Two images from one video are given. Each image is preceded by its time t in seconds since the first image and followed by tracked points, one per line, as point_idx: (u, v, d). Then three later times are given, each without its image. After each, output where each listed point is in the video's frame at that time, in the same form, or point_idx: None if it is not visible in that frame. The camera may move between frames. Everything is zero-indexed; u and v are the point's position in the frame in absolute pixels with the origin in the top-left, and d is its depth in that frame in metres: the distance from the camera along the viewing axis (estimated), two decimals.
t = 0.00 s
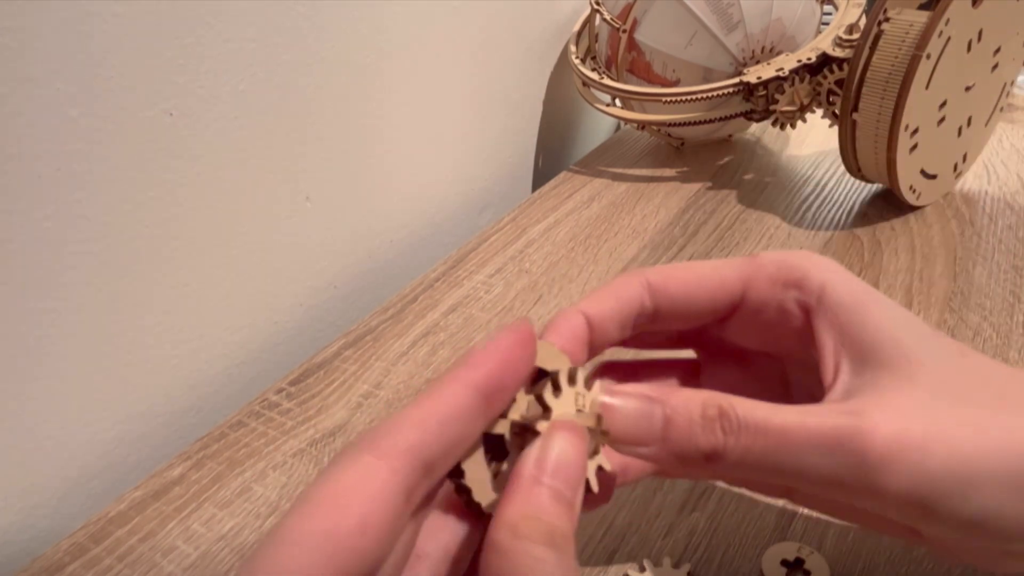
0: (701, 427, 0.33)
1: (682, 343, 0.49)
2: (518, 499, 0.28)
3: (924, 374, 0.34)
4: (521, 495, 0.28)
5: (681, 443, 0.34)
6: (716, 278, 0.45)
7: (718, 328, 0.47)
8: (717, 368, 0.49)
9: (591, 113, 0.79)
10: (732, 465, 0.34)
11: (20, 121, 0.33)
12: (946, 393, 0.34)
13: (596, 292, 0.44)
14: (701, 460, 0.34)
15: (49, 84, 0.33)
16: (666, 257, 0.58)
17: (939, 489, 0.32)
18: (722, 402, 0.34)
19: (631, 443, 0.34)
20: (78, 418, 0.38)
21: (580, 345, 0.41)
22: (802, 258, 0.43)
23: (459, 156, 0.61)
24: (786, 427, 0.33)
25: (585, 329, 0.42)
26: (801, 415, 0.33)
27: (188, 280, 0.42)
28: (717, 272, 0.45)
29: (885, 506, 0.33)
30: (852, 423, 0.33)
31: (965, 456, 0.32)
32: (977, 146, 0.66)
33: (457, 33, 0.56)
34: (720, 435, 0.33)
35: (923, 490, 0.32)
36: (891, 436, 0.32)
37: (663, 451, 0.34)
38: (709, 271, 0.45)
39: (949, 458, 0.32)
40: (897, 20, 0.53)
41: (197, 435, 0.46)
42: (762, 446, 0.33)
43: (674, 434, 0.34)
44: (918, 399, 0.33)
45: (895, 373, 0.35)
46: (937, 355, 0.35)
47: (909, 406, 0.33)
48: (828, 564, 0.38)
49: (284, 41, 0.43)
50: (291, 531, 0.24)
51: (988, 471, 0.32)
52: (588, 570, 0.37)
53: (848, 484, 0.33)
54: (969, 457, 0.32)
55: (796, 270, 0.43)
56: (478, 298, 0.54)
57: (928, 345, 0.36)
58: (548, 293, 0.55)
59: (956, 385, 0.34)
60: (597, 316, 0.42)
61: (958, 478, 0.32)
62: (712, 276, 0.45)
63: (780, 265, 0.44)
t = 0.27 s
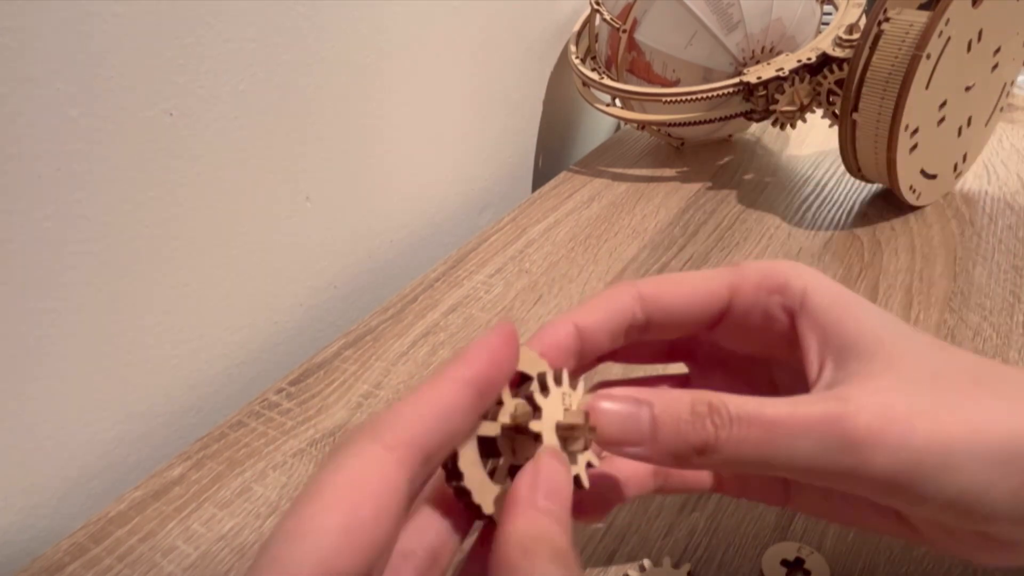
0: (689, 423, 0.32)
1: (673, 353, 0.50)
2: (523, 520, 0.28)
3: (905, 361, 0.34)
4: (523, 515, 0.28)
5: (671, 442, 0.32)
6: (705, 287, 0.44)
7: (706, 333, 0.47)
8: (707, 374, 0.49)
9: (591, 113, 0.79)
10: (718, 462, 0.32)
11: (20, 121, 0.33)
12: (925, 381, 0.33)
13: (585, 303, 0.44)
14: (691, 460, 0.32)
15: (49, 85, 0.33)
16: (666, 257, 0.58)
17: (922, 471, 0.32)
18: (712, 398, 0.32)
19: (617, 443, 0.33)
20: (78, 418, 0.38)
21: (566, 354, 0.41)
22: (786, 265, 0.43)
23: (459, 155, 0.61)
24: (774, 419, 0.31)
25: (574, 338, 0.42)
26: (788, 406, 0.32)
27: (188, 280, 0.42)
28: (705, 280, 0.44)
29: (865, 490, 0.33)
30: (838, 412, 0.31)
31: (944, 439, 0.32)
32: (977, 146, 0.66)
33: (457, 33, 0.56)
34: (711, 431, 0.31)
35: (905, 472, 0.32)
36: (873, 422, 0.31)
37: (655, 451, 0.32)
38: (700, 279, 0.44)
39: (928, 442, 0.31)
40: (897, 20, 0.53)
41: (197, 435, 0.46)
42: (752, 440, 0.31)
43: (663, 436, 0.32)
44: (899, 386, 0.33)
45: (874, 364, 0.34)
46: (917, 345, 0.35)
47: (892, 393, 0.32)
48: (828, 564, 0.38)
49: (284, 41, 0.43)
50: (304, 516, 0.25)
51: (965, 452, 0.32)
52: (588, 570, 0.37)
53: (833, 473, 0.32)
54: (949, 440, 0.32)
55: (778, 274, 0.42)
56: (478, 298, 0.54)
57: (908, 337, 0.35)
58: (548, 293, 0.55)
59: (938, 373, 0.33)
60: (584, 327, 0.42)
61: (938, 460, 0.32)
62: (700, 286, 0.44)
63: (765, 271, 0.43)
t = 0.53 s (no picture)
0: (694, 450, 0.32)
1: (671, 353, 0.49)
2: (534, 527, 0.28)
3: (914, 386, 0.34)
4: (538, 522, 0.28)
5: (675, 468, 0.32)
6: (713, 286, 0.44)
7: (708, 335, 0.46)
8: (708, 372, 0.48)
9: (591, 113, 0.79)
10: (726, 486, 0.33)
11: (20, 121, 0.33)
12: (932, 407, 0.33)
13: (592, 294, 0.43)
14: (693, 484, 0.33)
15: (49, 85, 0.33)
16: (666, 257, 0.58)
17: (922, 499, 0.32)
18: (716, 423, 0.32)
19: (622, 468, 0.33)
20: (79, 418, 0.38)
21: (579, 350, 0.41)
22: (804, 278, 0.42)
23: (459, 155, 0.61)
24: (777, 448, 0.32)
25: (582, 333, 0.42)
26: (791, 434, 0.32)
27: (188, 280, 0.42)
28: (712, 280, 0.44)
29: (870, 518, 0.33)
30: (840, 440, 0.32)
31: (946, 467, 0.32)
32: (977, 146, 0.66)
33: (457, 32, 0.56)
34: (714, 459, 0.32)
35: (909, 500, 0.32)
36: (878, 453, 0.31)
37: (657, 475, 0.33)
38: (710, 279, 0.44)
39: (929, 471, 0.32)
40: (897, 20, 0.53)
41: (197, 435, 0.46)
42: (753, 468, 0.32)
43: (668, 461, 0.32)
44: (904, 413, 0.33)
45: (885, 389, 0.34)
46: (926, 369, 0.34)
47: (897, 421, 0.32)
48: (828, 564, 0.38)
49: (284, 41, 0.43)
50: (361, 443, 0.30)
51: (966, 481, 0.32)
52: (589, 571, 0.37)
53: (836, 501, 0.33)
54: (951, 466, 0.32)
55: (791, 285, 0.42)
56: (478, 298, 0.54)
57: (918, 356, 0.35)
58: (548, 293, 0.55)
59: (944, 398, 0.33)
60: (591, 320, 0.42)
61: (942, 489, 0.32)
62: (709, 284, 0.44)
63: (778, 283, 0.42)
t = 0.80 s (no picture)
0: (720, 448, 0.33)
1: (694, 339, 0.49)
2: (557, 511, 0.29)
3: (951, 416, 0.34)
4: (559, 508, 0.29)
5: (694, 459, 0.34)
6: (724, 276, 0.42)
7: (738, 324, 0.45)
8: (729, 357, 0.48)
9: (591, 113, 0.79)
10: (746, 486, 0.34)
11: (20, 121, 0.33)
12: (962, 438, 0.33)
13: (605, 272, 0.41)
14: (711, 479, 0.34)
15: (49, 85, 0.33)
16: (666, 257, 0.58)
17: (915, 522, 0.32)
18: (743, 425, 0.33)
19: (648, 458, 0.34)
20: (78, 418, 0.38)
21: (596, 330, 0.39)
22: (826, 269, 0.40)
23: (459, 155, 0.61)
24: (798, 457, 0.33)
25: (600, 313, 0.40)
26: (819, 453, 0.33)
27: (188, 280, 0.42)
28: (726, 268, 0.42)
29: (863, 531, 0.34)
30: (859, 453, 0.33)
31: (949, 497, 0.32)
32: (977, 146, 0.66)
33: (458, 33, 0.56)
34: (734, 459, 0.33)
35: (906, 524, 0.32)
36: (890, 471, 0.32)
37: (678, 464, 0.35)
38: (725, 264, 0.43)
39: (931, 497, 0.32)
40: (897, 20, 0.53)
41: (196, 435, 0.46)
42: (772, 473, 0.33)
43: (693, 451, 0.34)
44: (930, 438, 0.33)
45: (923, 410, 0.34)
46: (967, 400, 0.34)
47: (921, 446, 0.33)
48: (828, 564, 0.38)
49: (284, 41, 0.43)
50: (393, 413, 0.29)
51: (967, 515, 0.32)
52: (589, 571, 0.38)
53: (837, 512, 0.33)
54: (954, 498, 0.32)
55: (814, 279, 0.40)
56: (478, 298, 0.54)
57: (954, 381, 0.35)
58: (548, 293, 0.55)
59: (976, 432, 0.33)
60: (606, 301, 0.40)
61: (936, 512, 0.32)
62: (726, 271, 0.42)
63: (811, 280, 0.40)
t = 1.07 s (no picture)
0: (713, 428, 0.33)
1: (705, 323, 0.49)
2: (563, 490, 0.29)
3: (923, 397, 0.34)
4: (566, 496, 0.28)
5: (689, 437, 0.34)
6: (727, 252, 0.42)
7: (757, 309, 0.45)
8: (741, 341, 0.48)
9: (591, 113, 0.79)
10: (745, 472, 0.34)
11: (20, 122, 0.33)
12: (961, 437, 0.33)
13: (633, 252, 0.41)
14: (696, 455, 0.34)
15: (49, 85, 0.33)
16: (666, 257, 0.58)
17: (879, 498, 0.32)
18: (749, 414, 0.33)
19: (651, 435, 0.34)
20: (78, 418, 0.38)
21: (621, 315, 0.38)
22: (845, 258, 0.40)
23: (459, 155, 0.61)
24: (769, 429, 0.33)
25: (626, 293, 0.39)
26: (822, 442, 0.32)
27: (188, 280, 0.42)
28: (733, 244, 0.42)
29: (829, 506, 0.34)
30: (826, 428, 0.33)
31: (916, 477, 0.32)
32: (977, 146, 0.66)
33: (458, 32, 0.56)
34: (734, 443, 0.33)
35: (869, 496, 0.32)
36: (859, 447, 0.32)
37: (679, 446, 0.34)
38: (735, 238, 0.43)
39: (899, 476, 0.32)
40: (897, 20, 0.53)
41: (196, 435, 0.46)
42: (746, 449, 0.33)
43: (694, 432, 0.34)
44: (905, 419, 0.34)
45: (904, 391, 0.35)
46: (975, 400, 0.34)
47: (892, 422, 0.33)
48: (828, 564, 0.38)
49: (284, 41, 0.43)
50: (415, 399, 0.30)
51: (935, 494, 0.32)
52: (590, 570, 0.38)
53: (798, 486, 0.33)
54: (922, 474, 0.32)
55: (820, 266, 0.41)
56: (478, 298, 0.54)
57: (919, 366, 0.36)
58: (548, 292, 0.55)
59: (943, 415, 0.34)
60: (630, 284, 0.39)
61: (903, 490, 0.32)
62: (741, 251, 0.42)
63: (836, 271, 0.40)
